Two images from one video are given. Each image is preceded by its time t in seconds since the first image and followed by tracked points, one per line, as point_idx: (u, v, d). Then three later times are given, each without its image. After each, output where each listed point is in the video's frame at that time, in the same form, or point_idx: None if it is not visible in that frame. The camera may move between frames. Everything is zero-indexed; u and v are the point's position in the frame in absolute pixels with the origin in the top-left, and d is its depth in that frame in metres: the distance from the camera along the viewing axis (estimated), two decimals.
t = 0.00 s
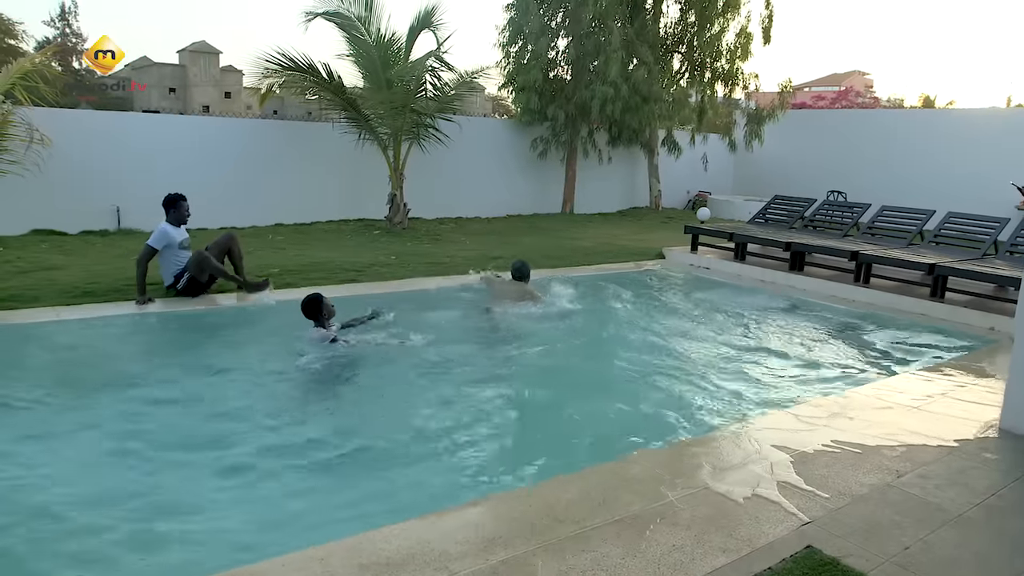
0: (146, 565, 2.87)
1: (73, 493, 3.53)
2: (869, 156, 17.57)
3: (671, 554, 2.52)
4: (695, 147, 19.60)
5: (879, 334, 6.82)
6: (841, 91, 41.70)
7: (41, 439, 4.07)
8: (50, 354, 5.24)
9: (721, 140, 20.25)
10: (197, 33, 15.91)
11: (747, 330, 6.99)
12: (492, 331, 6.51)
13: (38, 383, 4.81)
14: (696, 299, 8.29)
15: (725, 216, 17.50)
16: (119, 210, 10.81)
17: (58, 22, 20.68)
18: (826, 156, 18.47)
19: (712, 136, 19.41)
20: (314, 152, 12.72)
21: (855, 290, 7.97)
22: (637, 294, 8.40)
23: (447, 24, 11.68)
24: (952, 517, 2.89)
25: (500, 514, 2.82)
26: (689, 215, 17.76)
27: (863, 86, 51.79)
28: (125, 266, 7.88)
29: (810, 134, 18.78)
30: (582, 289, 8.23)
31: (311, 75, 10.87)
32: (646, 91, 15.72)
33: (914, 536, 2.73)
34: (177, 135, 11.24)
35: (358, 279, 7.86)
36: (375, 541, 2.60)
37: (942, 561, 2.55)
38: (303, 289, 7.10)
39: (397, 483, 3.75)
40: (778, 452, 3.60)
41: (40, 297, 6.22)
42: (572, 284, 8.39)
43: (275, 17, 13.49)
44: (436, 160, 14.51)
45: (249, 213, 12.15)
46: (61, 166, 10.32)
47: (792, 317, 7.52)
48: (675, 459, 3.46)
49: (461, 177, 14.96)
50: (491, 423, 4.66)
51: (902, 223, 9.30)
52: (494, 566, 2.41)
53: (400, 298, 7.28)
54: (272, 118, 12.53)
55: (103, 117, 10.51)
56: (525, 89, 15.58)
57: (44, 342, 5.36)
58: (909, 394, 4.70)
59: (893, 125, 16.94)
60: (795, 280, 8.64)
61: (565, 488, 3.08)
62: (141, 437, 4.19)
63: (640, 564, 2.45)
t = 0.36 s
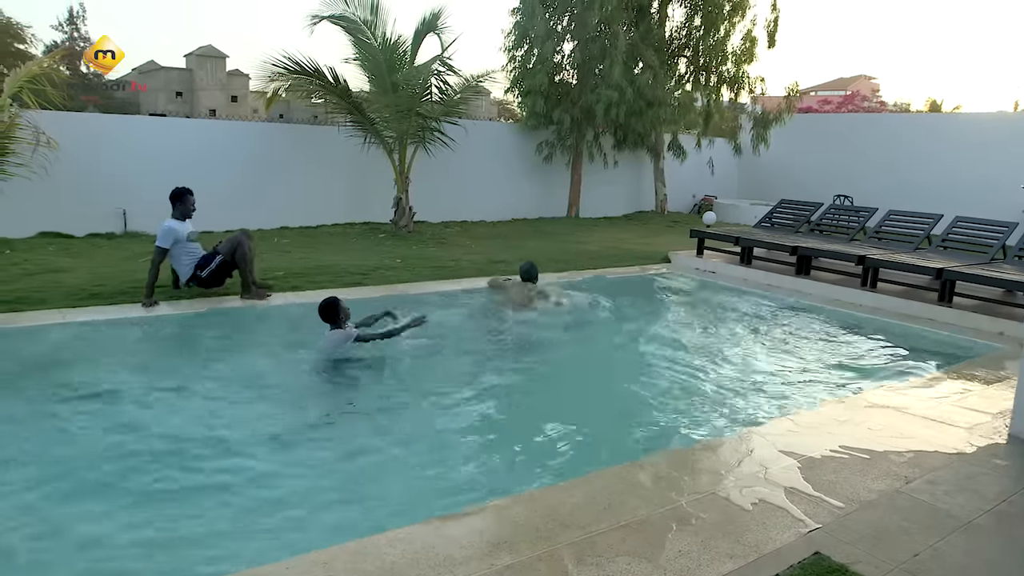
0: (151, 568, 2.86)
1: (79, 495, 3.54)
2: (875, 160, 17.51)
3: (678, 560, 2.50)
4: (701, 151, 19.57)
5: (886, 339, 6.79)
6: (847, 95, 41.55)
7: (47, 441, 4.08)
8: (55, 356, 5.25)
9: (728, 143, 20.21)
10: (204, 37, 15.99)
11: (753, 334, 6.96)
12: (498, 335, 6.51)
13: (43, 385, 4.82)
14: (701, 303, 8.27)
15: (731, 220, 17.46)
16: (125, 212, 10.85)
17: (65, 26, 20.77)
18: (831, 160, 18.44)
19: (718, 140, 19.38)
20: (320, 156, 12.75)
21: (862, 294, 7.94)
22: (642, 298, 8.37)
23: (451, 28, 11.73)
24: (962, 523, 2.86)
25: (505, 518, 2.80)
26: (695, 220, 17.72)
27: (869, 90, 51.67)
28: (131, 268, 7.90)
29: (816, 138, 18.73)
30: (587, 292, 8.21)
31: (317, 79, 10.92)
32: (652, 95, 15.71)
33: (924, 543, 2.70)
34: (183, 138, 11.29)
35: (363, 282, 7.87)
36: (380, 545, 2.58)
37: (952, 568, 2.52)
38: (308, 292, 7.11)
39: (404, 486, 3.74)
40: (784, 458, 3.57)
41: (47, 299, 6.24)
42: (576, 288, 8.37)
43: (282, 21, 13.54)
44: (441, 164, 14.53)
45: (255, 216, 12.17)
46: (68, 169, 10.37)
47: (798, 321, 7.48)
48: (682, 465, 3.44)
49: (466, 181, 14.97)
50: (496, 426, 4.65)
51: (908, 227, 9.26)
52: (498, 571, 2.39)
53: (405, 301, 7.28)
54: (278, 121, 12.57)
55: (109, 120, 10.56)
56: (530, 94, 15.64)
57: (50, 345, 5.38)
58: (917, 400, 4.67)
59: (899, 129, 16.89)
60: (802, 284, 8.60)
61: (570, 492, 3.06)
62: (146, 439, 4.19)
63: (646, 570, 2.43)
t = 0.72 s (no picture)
0: (150, 569, 2.85)
1: (77, 495, 3.52)
2: (873, 159, 17.53)
3: (680, 558, 2.50)
4: (700, 151, 19.57)
5: (889, 337, 6.77)
6: (846, 95, 41.53)
7: (45, 441, 4.07)
8: (52, 356, 5.22)
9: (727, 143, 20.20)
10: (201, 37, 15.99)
11: (754, 333, 6.94)
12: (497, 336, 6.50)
13: (41, 386, 4.80)
14: (701, 301, 8.26)
15: (730, 219, 17.46)
16: (123, 213, 10.83)
17: (64, 26, 20.76)
18: (829, 160, 18.46)
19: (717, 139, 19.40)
20: (318, 156, 12.73)
21: (861, 293, 7.93)
22: (641, 297, 8.36)
23: (450, 29, 11.70)
24: (965, 521, 2.85)
25: (508, 518, 2.79)
26: (694, 219, 17.72)
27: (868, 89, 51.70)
28: (129, 269, 7.88)
29: (814, 137, 18.75)
30: (587, 292, 8.19)
31: (315, 79, 10.89)
32: (650, 94, 15.72)
33: (926, 541, 2.69)
34: (181, 138, 11.26)
35: (362, 282, 7.86)
36: (380, 545, 2.57)
37: (954, 566, 2.51)
38: (307, 292, 7.10)
39: (403, 486, 3.72)
40: (786, 457, 3.56)
41: (44, 300, 6.22)
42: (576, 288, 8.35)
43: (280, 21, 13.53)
44: (440, 164, 14.52)
45: (253, 216, 12.15)
46: (65, 170, 10.34)
47: (798, 320, 7.47)
48: (683, 464, 3.43)
49: (465, 181, 14.95)
50: (497, 426, 4.63)
51: (907, 225, 9.26)
52: (501, 571, 2.38)
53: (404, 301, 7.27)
54: (276, 121, 12.55)
55: (108, 120, 10.53)
56: (529, 93, 15.60)
57: (48, 344, 5.36)
58: (917, 398, 4.65)
59: (897, 128, 16.92)
60: (802, 283, 8.59)
61: (574, 492, 3.05)
62: (145, 439, 4.18)
63: (649, 568, 2.43)
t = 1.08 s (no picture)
0: (146, 567, 2.82)
1: (72, 492, 3.49)
2: (866, 156, 17.58)
3: (680, 554, 2.49)
4: (694, 147, 19.58)
5: (885, 333, 6.79)
6: (839, 91, 41.64)
7: (38, 437, 4.02)
8: (46, 353, 5.18)
9: (721, 139, 20.23)
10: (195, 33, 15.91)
11: (751, 329, 6.95)
12: (493, 333, 6.48)
13: (34, 382, 4.76)
14: (697, 297, 8.27)
15: (724, 216, 17.49)
16: (115, 209, 10.75)
17: (55, 22, 20.59)
18: (823, 156, 18.52)
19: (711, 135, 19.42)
20: (312, 152, 12.68)
21: (856, 289, 7.96)
22: (637, 294, 8.36)
23: (444, 24, 11.68)
24: (962, 516, 2.86)
25: (508, 515, 2.77)
26: (688, 215, 17.73)
27: (861, 86, 51.87)
28: (122, 265, 7.82)
29: (808, 133, 18.79)
30: (584, 289, 8.18)
31: (309, 74, 10.77)
32: (645, 90, 15.72)
33: (924, 536, 2.69)
34: (174, 133, 11.18)
35: (357, 278, 7.83)
36: (380, 542, 2.55)
37: (953, 561, 2.51)
38: (302, 289, 7.05)
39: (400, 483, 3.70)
40: (784, 453, 3.56)
41: (37, 297, 6.16)
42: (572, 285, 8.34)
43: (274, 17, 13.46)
44: (435, 160, 14.48)
45: (247, 212, 12.08)
46: (57, 165, 10.27)
47: (793, 316, 7.49)
48: (681, 460, 3.43)
49: (460, 177, 14.92)
50: (495, 422, 4.62)
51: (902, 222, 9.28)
52: (500, 567, 2.37)
53: (400, 297, 7.24)
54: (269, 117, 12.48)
55: (100, 115, 10.45)
56: (524, 89, 15.55)
57: (40, 341, 5.30)
58: (915, 394, 4.66)
59: (889, 125, 16.97)
60: (797, 279, 8.60)
61: (572, 488, 3.04)
62: (140, 436, 4.15)
63: (648, 565, 2.42)
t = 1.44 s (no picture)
0: (146, 565, 2.81)
1: (69, 491, 3.46)
2: (861, 151, 17.62)
3: (681, 550, 2.48)
4: (689, 143, 19.59)
5: (881, 328, 6.80)
6: (832, 87, 41.73)
7: (35, 435, 4.00)
8: (40, 351, 5.14)
9: (715, 135, 20.26)
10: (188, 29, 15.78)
11: (748, 324, 6.96)
12: (490, 330, 6.47)
13: (30, 380, 4.73)
14: (694, 293, 8.28)
15: (719, 211, 17.52)
16: (109, 206, 10.68)
17: (46, 18, 20.31)
18: (816, 152, 18.56)
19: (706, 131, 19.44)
20: (307, 148, 12.62)
21: (852, 284, 7.97)
22: (634, 290, 8.36)
23: (441, 19, 11.66)
24: (962, 509, 2.87)
25: (508, 511, 2.76)
26: (683, 211, 17.74)
27: (854, 82, 52.00)
28: (115, 263, 7.76)
29: (802, 129, 18.81)
30: (581, 285, 8.19)
31: (302, 69, 10.75)
32: (641, 86, 15.71)
33: (925, 529, 2.70)
34: (167, 130, 11.10)
35: (353, 275, 7.80)
36: (380, 539, 2.54)
37: (954, 554, 2.52)
38: (298, 286, 7.03)
39: (400, 480, 3.70)
40: (783, 448, 3.56)
41: (31, 295, 6.11)
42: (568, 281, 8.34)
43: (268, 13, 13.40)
44: (430, 156, 14.44)
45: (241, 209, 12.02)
46: (50, 162, 10.19)
47: (790, 311, 7.50)
48: (679, 456, 3.43)
49: (455, 174, 14.89)
50: (494, 419, 4.61)
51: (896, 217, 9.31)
52: (503, 564, 2.36)
53: (397, 294, 7.22)
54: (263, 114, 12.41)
55: (93, 112, 10.37)
56: (518, 85, 15.52)
57: (34, 339, 5.26)
58: (912, 388, 4.67)
59: (883, 120, 17.01)
60: (793, 275, 8.61)
61: (572, 484, 3.04)
62: (137, 433, 4.13)
63: (650, 560, 2.42)
